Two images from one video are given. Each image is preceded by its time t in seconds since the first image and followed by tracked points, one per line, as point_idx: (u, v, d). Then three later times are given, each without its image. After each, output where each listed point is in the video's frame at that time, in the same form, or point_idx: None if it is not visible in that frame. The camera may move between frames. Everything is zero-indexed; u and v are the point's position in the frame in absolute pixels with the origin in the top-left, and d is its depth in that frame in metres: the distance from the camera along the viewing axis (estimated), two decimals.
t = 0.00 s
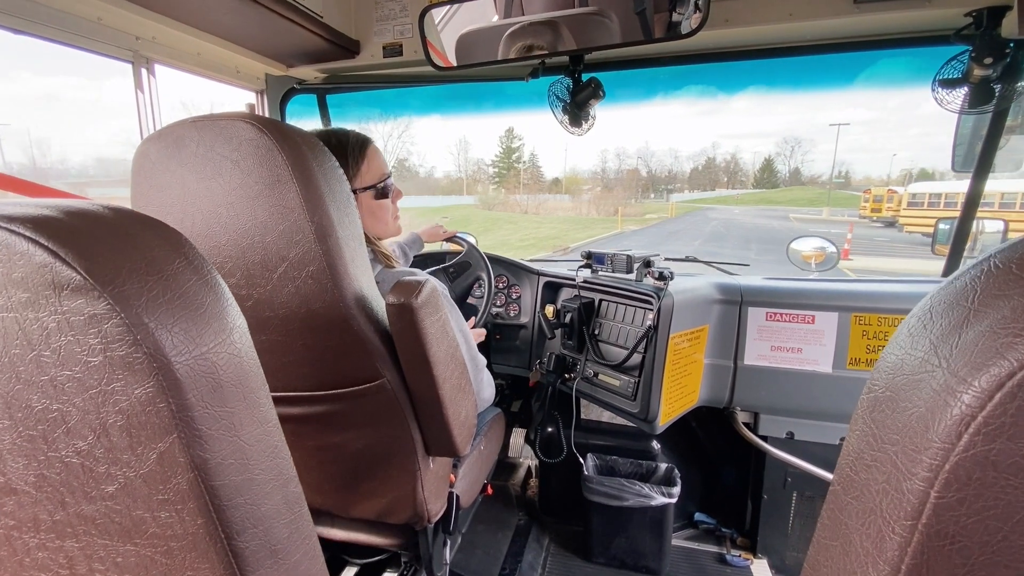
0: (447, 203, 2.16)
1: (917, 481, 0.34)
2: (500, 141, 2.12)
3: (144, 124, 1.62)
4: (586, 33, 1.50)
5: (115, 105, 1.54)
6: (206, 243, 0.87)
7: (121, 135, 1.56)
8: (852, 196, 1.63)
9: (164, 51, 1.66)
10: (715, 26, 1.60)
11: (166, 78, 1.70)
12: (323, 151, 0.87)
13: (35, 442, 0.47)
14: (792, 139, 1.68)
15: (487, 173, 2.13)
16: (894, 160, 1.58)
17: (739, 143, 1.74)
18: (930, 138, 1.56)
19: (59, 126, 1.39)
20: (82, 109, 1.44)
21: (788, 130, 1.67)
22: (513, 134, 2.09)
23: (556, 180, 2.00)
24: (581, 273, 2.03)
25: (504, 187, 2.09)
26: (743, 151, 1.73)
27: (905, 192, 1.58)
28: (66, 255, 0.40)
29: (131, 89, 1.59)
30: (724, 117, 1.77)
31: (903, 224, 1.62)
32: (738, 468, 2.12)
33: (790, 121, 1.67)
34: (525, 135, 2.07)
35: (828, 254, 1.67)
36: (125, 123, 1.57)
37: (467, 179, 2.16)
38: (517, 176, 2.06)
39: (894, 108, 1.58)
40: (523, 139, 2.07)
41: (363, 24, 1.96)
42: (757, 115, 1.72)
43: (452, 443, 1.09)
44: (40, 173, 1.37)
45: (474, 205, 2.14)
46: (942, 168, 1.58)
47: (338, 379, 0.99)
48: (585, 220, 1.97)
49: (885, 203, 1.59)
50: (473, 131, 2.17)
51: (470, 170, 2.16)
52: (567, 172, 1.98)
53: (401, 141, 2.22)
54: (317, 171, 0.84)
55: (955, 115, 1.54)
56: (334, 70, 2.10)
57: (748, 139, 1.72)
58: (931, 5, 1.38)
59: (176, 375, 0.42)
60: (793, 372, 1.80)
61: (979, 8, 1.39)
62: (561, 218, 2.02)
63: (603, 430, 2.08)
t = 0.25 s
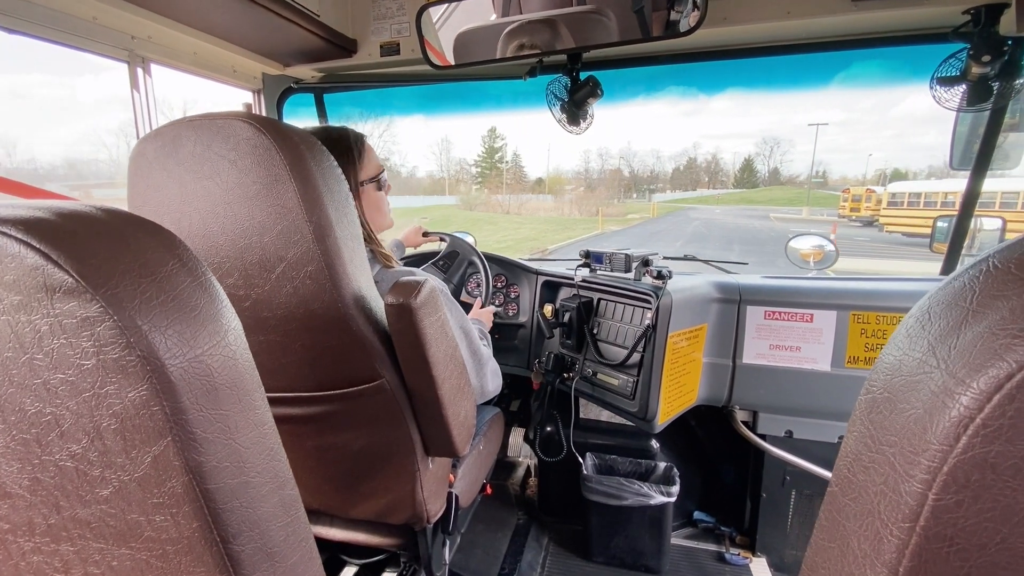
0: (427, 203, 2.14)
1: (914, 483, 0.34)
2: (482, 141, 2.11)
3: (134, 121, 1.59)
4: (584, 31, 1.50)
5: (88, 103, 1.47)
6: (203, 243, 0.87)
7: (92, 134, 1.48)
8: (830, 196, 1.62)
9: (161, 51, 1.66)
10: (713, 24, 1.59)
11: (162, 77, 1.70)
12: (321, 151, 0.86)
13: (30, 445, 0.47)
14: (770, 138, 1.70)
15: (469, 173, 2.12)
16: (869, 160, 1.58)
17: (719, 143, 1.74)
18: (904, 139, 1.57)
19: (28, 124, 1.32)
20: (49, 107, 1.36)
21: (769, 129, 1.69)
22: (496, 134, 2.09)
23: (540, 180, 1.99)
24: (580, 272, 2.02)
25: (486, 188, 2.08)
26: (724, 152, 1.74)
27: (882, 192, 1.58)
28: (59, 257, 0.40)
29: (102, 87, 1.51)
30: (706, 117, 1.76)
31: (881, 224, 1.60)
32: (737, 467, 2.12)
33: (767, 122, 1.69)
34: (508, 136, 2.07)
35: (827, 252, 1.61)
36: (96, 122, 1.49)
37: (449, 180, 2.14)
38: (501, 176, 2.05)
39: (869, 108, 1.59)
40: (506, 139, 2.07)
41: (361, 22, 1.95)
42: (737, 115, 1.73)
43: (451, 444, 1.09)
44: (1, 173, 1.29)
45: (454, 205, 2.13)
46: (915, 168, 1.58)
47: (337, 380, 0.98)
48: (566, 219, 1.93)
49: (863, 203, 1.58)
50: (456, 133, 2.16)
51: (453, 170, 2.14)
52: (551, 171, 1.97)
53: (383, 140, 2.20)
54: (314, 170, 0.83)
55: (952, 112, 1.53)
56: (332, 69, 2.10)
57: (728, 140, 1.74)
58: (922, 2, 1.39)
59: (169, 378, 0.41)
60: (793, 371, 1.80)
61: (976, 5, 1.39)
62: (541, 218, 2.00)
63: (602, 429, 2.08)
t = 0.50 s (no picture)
0: (413, 203, 2.20)
1: (889, 476, 0.35)
2: (469, 140, 2.15)
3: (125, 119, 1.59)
4: (580, 32, 1.51)
5: (66, 101, 1.41)
6: (198, 247, 0.87)
7: (68, 133, 1.42)
8: (813, 196, 1.66)
9: (157, 54, 1.66)
10: (706, 24, 1.60)
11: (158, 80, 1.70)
12: (313, 154, 0.87)
13: (24, 447, 0.47)
14: (754, 138, 1.74)
15: (455, 172, 2.18)
16: (851, 160, 1.62)
17: (704, 143, 1.79)
18: (883, 139, 1.59)
19: None
20: (19, 107, 1.30)
21: (751, 130, 1.73)
22: (482, 133, 2.13)
23: (526, 180, 2.05)
24: (576, 272, 2.04)
25: (472, 187, 2.16)
26: (709, 152, 1.78)
27: (866, 191, 1.61)
28: (50, 260, 0.41)
29: (82, 85, 1.46)
30: (691, 117, 1.80)
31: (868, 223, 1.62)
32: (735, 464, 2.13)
33: (752, 121, 1.73)
34: (494, 135, 2.11)
35: (824, 250, 1.62)
36: (75, 121, 1.44)
37: (435, 179, 2.21)
38: (487, 175, 2.12)
39: (850, 109, 1.61)
40: (491, 139, 2.11)
41: (355, 24, 1.96)
42: (722, 116, 1.77)
43: (447, 443, 1.09)
44: None
45: (440, 204, 2.20)
46: (894, 168, 1.60)
47: (332, 381, 0.99)
48: (551, 220, 2.01)
49: (847, 203, 1.62)
50: (441, 133, 2.20)
51: (438, 169, 2.20)
52: (537, 172, 2.03)
53: (369, 141, 2.26)
54: (307, 173, 0.84)
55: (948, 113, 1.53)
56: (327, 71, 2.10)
57: (712, 140, 1.78)
58: None
59: (160, 378, 0.42)
60: (789, 369, 1.80)
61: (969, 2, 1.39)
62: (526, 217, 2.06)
63: (599, 428, 2.09)
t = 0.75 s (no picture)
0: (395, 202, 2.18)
1: (910, 482, 0.34)
2: (452, 139, 2.16)
3: (98, 116, 1.52)
4: (581, 28, 1.49)
5: (34, 99, 1.34)
6: (193, 246, 0.86)
7: (35, 131, 1.36)
8: (795, 195, 1.68)
9: (151, 52, 1.65)
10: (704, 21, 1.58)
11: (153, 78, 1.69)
12: (309, 151, 0.86)
13: (14, 452, 0.46)
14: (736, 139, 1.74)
15: (438, 172, 2.19)
16: (829, 160, 1.64)
17: (687, 143, 1.79)
18: (859, 139, 1.60)
19: None
20: None
21: (732, 131, 1.73)
22: (465, 133, 2.13)
23: (509, 180, 2.06)
24: (576, 270, 2.02)
25: (454, 187, 2.16)
26: (691, 152, 1.78)
27: (848, 191, 1.62)
28: (39, 261, 0.39)
29: (51, 83, 1.38)
30: (675, 118, 1.80)
31: (850, 223, 1.61)
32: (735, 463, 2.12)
33: (729, 123, 1.74)
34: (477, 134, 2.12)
35: (823, 248, 1.62)
36: (44, 119, 1.37)
37: (417, 180, 2.20)
38: (472, 175, 2.12)
39: (825, 111, 1.62)
40: (474, 138, 2.12)
41: (352, 21, 1.94)
42: (704, 116, 1.77)
43: (447, 444, 1.08)
44: None
45: (420, 205, 2.19)
46: (871, 168, 1.60)
47: (329, 381, 0.98)
48: (534, 219, 2.01)
49: (828, 202, 1.62)
50: (424, 133, 2.20)
51: (421, 170, 2.20)
52: (521, 172, 2.03)
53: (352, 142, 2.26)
54: (302, 169, 0.82)
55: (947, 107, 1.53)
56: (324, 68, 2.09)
57: (696, 139, 1.77)
58: None
59: (154, 382, 0.41)
60: (790, 367, 1.80)
61: None
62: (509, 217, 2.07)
63: (599, 427, 2.08)
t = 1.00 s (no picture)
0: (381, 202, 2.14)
1: (910, 472, 0.35)
2: (437, 139, 2.17)
3: (73, 115, 1.43)
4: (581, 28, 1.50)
5: (10, 95, 1.29)
6: (201, 245, 0.86)
7: (6, 131, 1.30)
8: (778, 195, 1.70)
9: (154, 49, 1.65)
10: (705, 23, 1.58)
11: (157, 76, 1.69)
12: (318, 150, 0.86)
13: (31, 446, 0.47)
14: (720, 139, 1.77)
15: (423, 172, 2.18)
16: (812, 161, 1.67)
17: (672, 144, 1.81)
18: (838, 141, 1.64)
19: None
20: None
21: (718, 131, 1.76)
22: (451, 133, 2.14)
23: (497, 179, 2.09)
24: (576, 269, 2.03)
25: (440, 187, 2.16)
26: (677, 152, 1.81)
27: (832, 191, 1.65)
28: (59, 257, 0.40)
29: (29, 81, 1.33)
30: (659, 119, 1.83)
31: (835, 223, 1.64)
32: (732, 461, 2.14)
33: (718, 124, 1.76)
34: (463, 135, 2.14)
35: (819, 248, 1.65)
36: (17, 117, 1.31)
37: (401, 179, 2.18)
38: (458, 175, 2.14)
39: (808, 113, 1.65)
40: (460, 139, 2.13)
41: (354, 20, 1.94)
42: (690, 116, 1.78)
43: (450, 442, 1.09)
44: None
45: (404, 205, 2.17)
46: (852, 168, 1.64)
47: (335, 380, 0.98)
48: (520, 219, 2.04)
49: (813, 202, 1.65)
50: (408, 134, 2.21)
51: (405, 169, 2.18)
52: (509, 171, 2.06)
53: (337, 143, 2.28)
54: (311, 169, 0.83)
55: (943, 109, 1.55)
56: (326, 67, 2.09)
57: (682, 139, 1.80)
58: None
59: (171, 376, 0.42)
60: (788, 367, 1.81)
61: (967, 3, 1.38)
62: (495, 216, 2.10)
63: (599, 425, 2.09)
